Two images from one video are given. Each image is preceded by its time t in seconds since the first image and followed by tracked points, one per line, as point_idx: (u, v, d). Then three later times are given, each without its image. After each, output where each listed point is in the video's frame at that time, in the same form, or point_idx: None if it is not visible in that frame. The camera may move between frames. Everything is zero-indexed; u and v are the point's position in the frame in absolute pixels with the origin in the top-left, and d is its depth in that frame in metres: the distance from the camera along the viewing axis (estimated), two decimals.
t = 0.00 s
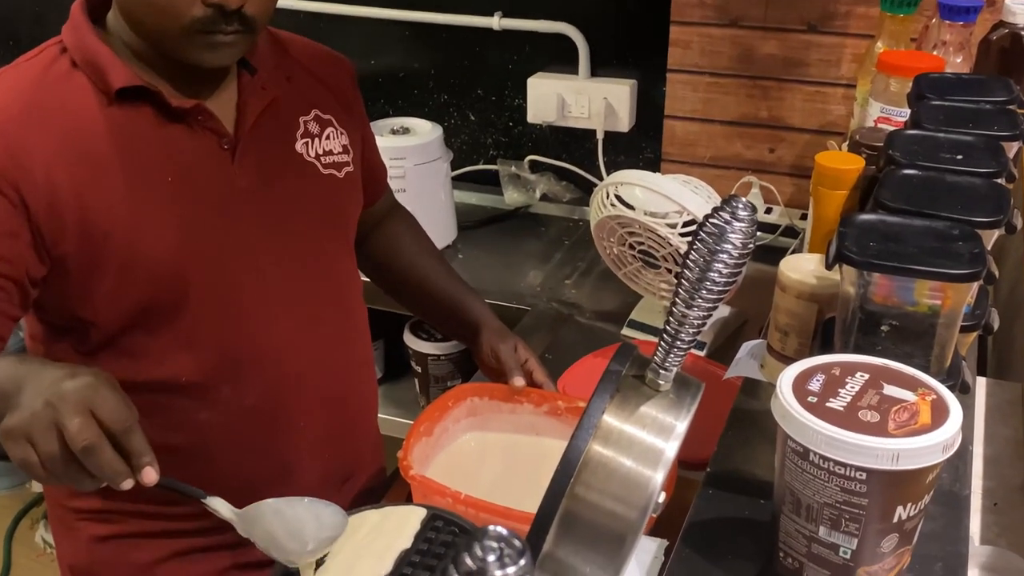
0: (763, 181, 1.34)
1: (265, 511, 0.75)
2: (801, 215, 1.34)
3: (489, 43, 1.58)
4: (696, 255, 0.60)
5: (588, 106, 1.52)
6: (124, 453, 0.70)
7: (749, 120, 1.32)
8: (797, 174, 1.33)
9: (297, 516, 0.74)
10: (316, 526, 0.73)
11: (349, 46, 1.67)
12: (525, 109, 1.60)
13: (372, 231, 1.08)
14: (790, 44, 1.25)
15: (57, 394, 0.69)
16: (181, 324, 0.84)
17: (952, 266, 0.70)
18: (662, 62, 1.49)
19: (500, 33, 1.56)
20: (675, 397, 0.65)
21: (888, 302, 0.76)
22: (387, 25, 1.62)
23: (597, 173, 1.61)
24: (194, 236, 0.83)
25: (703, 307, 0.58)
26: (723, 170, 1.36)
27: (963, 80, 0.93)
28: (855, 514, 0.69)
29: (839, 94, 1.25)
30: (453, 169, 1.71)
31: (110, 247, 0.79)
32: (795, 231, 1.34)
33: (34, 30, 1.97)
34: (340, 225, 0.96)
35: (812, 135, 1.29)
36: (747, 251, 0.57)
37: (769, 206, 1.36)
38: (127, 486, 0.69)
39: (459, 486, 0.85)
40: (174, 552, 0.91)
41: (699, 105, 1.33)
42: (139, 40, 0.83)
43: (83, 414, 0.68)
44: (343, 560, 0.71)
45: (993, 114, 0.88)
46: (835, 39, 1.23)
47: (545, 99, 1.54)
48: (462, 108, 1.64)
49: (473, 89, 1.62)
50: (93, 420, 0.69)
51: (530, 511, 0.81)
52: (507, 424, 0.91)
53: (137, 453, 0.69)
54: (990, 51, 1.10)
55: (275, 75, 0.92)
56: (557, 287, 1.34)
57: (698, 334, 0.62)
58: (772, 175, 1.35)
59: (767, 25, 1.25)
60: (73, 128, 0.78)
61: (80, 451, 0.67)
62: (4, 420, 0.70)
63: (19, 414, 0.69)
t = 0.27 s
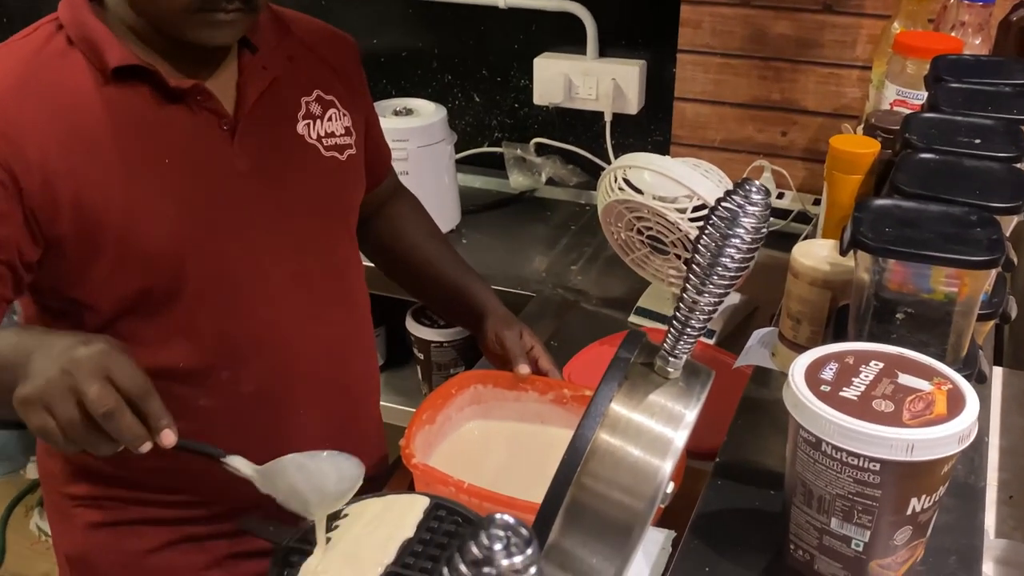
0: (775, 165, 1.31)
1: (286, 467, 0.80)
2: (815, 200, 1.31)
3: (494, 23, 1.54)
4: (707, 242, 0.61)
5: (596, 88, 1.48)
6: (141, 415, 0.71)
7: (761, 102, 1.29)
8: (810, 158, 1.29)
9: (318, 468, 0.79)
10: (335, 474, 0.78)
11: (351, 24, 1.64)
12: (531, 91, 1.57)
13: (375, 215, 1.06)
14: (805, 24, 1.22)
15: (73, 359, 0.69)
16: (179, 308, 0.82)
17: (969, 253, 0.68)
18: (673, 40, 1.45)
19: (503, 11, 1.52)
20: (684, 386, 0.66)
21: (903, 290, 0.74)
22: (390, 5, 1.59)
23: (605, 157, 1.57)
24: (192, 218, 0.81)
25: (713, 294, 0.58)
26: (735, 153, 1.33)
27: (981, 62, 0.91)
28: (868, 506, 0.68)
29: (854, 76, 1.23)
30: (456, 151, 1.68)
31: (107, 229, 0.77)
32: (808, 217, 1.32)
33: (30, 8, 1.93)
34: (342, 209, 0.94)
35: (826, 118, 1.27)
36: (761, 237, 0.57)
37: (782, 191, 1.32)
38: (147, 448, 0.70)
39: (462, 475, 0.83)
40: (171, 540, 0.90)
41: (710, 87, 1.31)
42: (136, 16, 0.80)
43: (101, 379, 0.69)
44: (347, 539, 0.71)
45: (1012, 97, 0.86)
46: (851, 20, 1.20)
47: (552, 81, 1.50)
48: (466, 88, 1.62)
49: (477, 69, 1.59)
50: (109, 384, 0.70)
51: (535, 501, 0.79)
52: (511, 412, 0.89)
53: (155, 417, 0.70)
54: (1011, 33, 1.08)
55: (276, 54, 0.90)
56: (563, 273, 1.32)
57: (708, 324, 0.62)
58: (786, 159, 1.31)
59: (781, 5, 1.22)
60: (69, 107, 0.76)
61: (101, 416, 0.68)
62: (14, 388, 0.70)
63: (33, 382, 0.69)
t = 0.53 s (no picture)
0: (788, 149, 1.29)
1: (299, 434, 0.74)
2: (828, 184, 1.30)
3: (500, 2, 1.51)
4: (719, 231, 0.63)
5: (605, 69, 1.45)
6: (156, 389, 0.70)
7: (773, 84, 1.27)
8: (823, 142, 1.27)
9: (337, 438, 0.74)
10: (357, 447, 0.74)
11: (355, 3, 1.61)
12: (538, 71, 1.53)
13: (379, 198, 1.04)
14: (820, 3, 1.20)
15: (90, 333, 0.69)
16: (179, 292, 0.80)
17: (987, 239, 0.66)
18: (685, 20, 1.41)
19: None
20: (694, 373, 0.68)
21: (919, 277, 0.72)
22: None
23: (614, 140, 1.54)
24: (193, 199, 0.79)
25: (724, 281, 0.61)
26: (747, 137, 1.31)
27: (1002, 43, 0.89)
28: (882, 498, 0.66)
29: (870, 57, 1.20)
30: (461, 133, 1.65)
31: (105, 211, 0.75)
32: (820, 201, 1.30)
33: None
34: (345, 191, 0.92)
35: (841, 101, 1.24)
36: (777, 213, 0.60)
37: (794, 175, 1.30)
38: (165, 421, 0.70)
39: (466, 464, 0.82)
40: (169, 527, 0.88)
41: (722, 68, 1.28)
42: None
43: (119, 352, 0.68)
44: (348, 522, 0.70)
45: None
46: None
47: (559, 61, 1.47)
48: (472, 69, 1.58)
49: (483, 49, 1.56)
50: (126, 358, 0.69)
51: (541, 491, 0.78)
52: (516, 401, 0.87)
53: (171, 391, 0.69)
54: None
55: (277, 32, 0.88)
56: (569, 259, 1.30)
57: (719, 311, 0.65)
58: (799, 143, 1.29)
59: None
60: (65, 84, 0.74)
61: (121, 389, 0.67)
62: (29, 364, 0.69)
63: (49, 355, 0.68)
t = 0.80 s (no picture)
0: (806, 131, 1.25)
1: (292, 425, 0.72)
2: (846, 168, 1.26)
3: None
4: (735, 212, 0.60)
5: (616, 45, 1.40)
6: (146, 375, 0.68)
7: (791, 63, 1.23)
8: (843, 124, 1.24)
9: (331, 429, 0.71)
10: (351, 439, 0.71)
11: None
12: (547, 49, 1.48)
13: (382, 179, 1.01)
14: None
15: (78, 314, 0.67)
16: (174, 274, 0.77)
17: (1014, 225, 0.63)
18: None
19: None
20: (708, 362, 0.65)
21: (942, 264, 0.70)
22: None
23: (624, 120, 1.50)
24: (189, 179, 0.76)
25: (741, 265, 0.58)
26: (764, 118, 1.28)
27: None
28: (902, 493, 0.63)
29: (892, 36, 1.17)
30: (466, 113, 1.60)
31: (98, 191, 0.72)
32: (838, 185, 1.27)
33: None
34: (346, 172, 0.89)
35: (862, 82, 1.21)
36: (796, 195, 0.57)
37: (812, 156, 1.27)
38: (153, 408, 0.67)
39: (471, 454, 0.79)
40: (163, 517, 0.86)
41: (738, 46, 1.25)
42: None
43: (106, 334, 0.66)
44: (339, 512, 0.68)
45: None
46: None
47: (569, 38, 1.42)
48: (478, 46, 1.53)
49: (490, 26, 1.50)
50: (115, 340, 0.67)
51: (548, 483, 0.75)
52: (522, 389, 0.85)
53: (160, 376, 0.67)
54: None
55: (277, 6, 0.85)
56: (577, 243, 1.27)
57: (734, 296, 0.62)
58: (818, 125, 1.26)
59: None
60: (56, 56, 0.71)
61: (108, 371, 0.65)
62: (15, 345, 0.67)
63: (35, 336, 0.66)
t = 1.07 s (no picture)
0: (820, 115, 1.23)
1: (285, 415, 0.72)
2: (862, 152, 1.24)
3: None
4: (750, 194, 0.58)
5: (626, 25, 1.36)
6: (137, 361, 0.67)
7: (805, 45, 1.21)
8: (859, 108, 1.21)
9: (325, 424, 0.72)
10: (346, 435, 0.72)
11: None
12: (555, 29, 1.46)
13: (387, 162, 0.99)
14: None
15: (72, 296, 0.65)
16: (174, 257, 0.76)
17: None
18: None
19: None
20: (720, 350, 0.64)
21: (960, 251, 0.68)
22: None
23: (634, 103, 1.47)
24: (190, 160, 0.74)
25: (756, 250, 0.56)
26: (778, 101, 1.26)
27: None
28: (916, 484, 0.62)
29: (910, 17, 1.14)
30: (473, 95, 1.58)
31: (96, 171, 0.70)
32: (852, 170, 1.24)
33: None
34: (350, 154, 0.87)
35: (878, 64, 1.18)
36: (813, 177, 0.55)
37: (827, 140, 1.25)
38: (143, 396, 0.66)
39: (477, 442, 0.78)
40: (162, 504, 0.84)
41: (752, 27, 1.22)
42: None
43: (99, 318, 0.65)
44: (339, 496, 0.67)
45: None
46: None
47: (579, 18, 1.38)
48: (485, 25, 1.51)
49: (497, 5, 1.48)
50: (107, 324, 0.66)
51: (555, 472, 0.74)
52: (529, 377, 0.83)
53: (153, 362, 0.66)
54: None
55: None
56: (585, 228, 1.26)
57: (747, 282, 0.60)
58: (832, 109, 1.24)
59: None
60: (54, 31, 0.69)
61: (100, 355, 0.64)
62: (4, 326, 0.66)
63: (27, 317, 0.65)
